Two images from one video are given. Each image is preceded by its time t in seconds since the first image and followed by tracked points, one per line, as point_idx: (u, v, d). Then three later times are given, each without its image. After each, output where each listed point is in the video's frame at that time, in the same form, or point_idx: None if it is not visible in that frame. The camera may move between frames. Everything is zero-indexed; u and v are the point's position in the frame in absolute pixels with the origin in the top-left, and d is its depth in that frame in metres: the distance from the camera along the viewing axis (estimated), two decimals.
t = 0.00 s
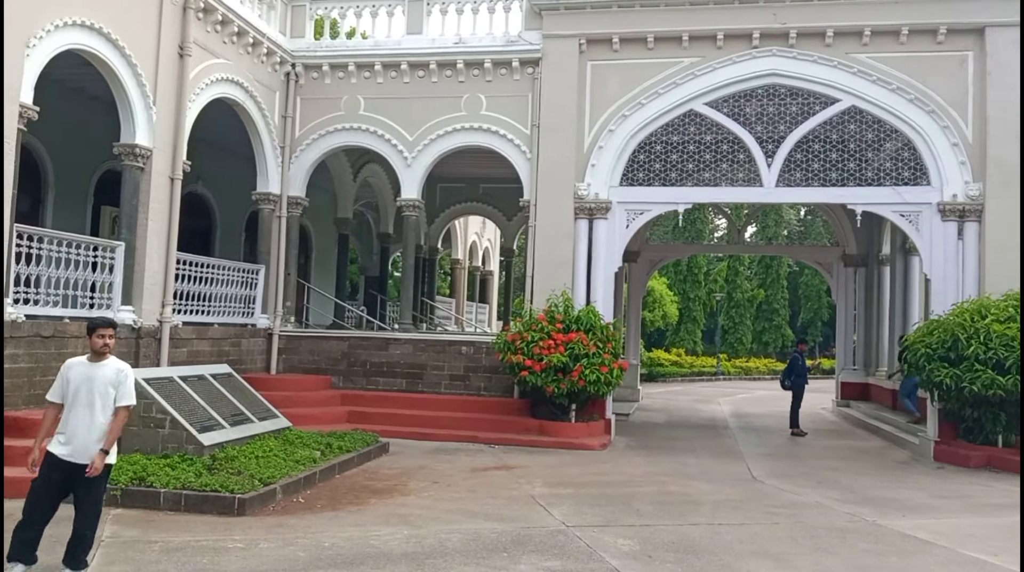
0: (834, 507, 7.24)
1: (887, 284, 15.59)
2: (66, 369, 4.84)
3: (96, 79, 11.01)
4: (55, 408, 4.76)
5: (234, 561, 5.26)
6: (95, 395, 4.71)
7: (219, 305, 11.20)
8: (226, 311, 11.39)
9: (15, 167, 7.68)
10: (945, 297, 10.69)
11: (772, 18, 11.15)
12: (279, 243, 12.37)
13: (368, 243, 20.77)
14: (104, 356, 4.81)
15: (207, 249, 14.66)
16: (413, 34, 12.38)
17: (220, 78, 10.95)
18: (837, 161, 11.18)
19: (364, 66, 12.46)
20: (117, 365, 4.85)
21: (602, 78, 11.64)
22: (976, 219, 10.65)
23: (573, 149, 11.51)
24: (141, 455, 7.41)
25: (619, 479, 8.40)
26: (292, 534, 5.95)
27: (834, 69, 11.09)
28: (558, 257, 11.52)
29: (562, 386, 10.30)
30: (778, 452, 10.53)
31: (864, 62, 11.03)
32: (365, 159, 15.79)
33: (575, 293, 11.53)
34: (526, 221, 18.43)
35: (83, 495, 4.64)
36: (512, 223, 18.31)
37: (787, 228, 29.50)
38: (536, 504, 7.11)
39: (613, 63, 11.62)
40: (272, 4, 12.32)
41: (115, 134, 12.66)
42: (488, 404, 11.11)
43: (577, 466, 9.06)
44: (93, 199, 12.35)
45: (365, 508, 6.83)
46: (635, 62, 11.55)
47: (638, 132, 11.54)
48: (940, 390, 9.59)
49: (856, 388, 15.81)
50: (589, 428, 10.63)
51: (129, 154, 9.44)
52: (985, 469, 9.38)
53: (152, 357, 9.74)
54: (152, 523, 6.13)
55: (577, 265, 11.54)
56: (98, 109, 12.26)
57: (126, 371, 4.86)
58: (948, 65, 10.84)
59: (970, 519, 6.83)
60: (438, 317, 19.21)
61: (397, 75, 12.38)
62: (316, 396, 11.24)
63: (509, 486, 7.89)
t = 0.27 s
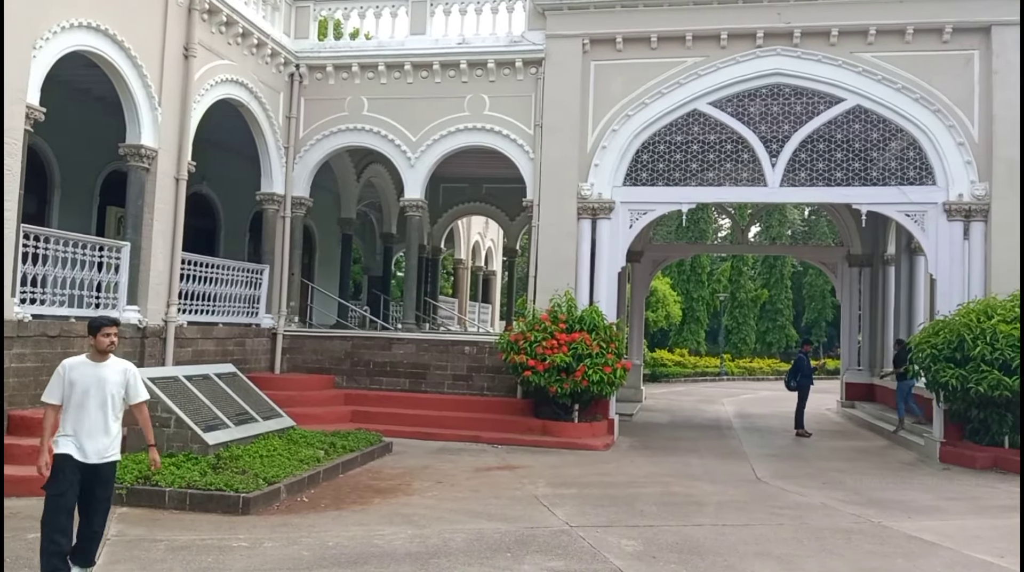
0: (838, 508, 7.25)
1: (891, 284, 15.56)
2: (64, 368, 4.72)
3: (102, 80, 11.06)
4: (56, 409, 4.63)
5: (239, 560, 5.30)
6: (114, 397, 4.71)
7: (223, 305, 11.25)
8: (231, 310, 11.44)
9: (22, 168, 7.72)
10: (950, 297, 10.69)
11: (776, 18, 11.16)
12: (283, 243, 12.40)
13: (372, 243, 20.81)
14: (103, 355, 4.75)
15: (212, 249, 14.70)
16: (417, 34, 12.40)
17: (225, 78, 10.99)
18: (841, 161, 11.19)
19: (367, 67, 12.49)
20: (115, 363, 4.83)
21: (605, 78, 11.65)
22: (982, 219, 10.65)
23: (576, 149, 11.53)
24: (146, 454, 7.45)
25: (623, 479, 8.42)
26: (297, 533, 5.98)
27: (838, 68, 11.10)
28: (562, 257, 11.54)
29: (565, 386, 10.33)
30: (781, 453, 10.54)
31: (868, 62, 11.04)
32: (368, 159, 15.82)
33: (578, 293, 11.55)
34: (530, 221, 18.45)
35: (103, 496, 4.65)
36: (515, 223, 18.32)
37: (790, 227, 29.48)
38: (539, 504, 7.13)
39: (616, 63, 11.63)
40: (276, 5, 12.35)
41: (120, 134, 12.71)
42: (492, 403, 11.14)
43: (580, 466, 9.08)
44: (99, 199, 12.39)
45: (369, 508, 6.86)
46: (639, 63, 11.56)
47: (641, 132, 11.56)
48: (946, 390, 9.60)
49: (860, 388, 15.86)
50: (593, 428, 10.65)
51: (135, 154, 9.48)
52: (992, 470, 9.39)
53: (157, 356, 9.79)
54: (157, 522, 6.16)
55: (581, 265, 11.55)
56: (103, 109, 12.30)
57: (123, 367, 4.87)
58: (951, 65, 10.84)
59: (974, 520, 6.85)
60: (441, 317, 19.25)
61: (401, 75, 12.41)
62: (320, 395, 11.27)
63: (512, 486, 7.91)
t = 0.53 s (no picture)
0: (843, 509, 7.22)
1: (896, 284, 15.50)
2: (69, 370, 4.47)
3: (106, 79, 11.07)
4: (67, 414, 4.41)
5: (243, 559, 5.29)
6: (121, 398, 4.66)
7: (226, 304, 11.25)
8: (234, 310, 11.44)
9: (26, 167, 7.73)
10: (955, 298, 10.65)
11: (781, 17, 11.13)
12: (287, 242, 12.40)
13: (376, 243, 20.81)
14: (99, 354, 4.61)
15: (215, 249, 14.71)
16: (421, 34, 12.39)
17: (229, 78, 10.99)
18: (846, 161, 11.15)
19: (371, 66, 12.48)
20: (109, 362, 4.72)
21: (609, 77, 11.63)
22: (986, 220, 10.60)
23: (580, 149, 11.52)
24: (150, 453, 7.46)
25: (626, 479, 8.40)
26: (300, 533, 5.97)
27: (843, 68, 11.06)
28: (565, 258, 11.52)
29: (568, 386, 10.31)
30: (785, 454, 10.51)
31: (872, 62, 11.00)
32: (372, 158, 15.81)
33: (582, 293, 11.54)
34: (533, 220, 18.43)
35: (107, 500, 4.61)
36: (519, 223, 18.30)
37: (794, 228, 29.43)
38: (543, 504, 7.12)
39: (620, 62, 11.61)
40: (280, 4, 12.36)
41: (124, 134, 12.72)
42: (495, 403, 11.12)
43: (584, 466, 9.06)
44: (103, 198, 12.41)
45: (373, 507, 6.85)
46: (643, 62, 11.54)
47: (646, 132, 11.53)
48: (950, 391, 9.57)
49: (865, 389, 15.85)
50: (596, 428, 10.63)
51: (139, 154, 9.49)
52: (995, 471, 9.36)
53: (161, 355, 9.79)
54: (161, 521, 6.16)
55: (585, 265, 11.53)
56: (107, 108, 12.32)
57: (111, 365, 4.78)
58: (957, 64, 10.80)
59: (979, 521, 6.81)
60: (445, 316, 19.26)
61: (405, 75, 12.40)
62: (323, 395, 11.27)
63: (515, 486, 7.90)
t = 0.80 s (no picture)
0: (845, 509, 7.23)
1: (899, 285, 15.49)
2: (86, 371, 4.40)
3: (110, 79, 11.10)
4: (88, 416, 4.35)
5: (247, 558, 5.31)
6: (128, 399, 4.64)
7: (230, 304, 11.28)
8: (238, 310, 11.47)
9: (31, 166, 7.76)
10: (959, 298, 10.65)
11: (784, 17, 11.12)
12: (290, 242, 12.42)
13: (378, 243, 20.85)
14: (103, 355, 4.55)
15: (219, 248, 14.74)
16: (424, 34, 12.41)
17: (233, 78, 11.01)
18: (849, 161, 11.15)
19: (375, 66, 12.50)
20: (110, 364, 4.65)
21: (612, 77, 11.64)
22: (991, 219, 10.61)
23: (583, 149, 11.53)
24: (154, 452, 7.48)
25: (629, 479, 8.41)
26: (304, 532, 5.99)
27: (846, 69, 11.06)
28: (569, 258, 11.53)
29: (571, 386, 10.32)
30: (788, 454, 10.51)
31: (876, 62, 11.00)
32: (375, 158, 15.83)
33: (585, 293, 11.55)
34: (536, 221, 18.44)
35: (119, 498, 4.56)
36: (522, 223, 18.32)
37: (797, 228, 29.43)
38: (545, 504, 7.13)
39: (623, 62, 11.62)
40: (284, 4, 12.38)
41: (128, 133, 12.75)
42: (498, 403, 11.14)
43: (586, 466, 9.07)
44: (107, 198, 12.44)
45: (376, 507, 6.86)
46: (647, 62, 11.55)
47: (649, 132, 11.54)
48: (954, 392, 9.56)
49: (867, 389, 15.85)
50: (599, 428, 10.64)
51: (143, 154, 9.51)
52: (999, 472, 9.35)
53: (165, 355, 9.81)
54: (165, 520, 6.18)
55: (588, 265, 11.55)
56: (111, 108, 12.35)
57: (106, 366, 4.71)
58: (960, 64, 10.80)
59: (982, 522, 6.81)
60: (447, 316, 19.28)
61: (409, 75, 12.42)
62: (327, 394, 11.29)
63: (518, 485, 7.92)
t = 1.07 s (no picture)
0: (852, 509, 7.21)
1: (906, 284, 15.44)
2: (106, 370, 4.30)
3: (116, 79, 11.12)
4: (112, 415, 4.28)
5: (253, 557, 5.31)
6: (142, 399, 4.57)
7: (235, 303, 11.29)
8: (243, 309, 11.48)
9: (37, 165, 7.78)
10: (965, 298, 10.60)
11: (790, 17, 11.09)
12: (296, 242, 12.43)
13: (384, 243, 20.87)
14: (115, 354, 4.47)
15: (225, 248, 14.77)
16: (430, 34, 12.40)
17: (239, 77, 11.03)
18: (855, 161, 11.12)
19: (381, 66, 12.50)
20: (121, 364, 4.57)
21: (618, 76, 11.62)
22: (997, 220, 10.56)
23: (589, 148, 11.51)
24: (160, 452, 7.49)
25: (634, 479, 8.40)
26: (310, 531, 5.99)
27: (853, 68, 11.03)
28: (574, 258, 11.52)
29: (577, 385, 10.30)
30: (794, 454, 10.49)
31: (882, 61, 10.96)
32: (381, 158, 15.84)
33: (590, 293, 11.53)
34: (542, 220, 18.43)
35: (142, 495, 4.42)
36: (527, 223, 18.32)
37: (803, 228, 29.36)
38: (551, 504, 7.12)
39: (629, 62, 11.60)
40: (290, 4, 12.39)
41: (133, 133, 12.77)
42: (504, 403, 11.13)
43: (592, 466, 9.06)
44: (113, 197, 12.47)
45: (382, 506, 6.86)
46: (652, 62, 11.53)
47: (655, 132, 11.52)
48: (960, 392, 9.52)
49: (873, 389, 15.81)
50: (605, 428, 10.62)
51: (149, 153, 9.52)
52: (1005, 472, 9.31)
53: (170, 354, 9.83)
54: (171, 520, 6.18)
55: (593, 265, 11.52)
56: (117, 108, 12.37)
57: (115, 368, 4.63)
58: (967, 63, 10.76)
59: (989, 522, 6.79)
60: (453, 316, 19.29)
61: (414, 74, 12.42)
62: (332, 394, 11.29)
63: (524, 485, 7.91)
